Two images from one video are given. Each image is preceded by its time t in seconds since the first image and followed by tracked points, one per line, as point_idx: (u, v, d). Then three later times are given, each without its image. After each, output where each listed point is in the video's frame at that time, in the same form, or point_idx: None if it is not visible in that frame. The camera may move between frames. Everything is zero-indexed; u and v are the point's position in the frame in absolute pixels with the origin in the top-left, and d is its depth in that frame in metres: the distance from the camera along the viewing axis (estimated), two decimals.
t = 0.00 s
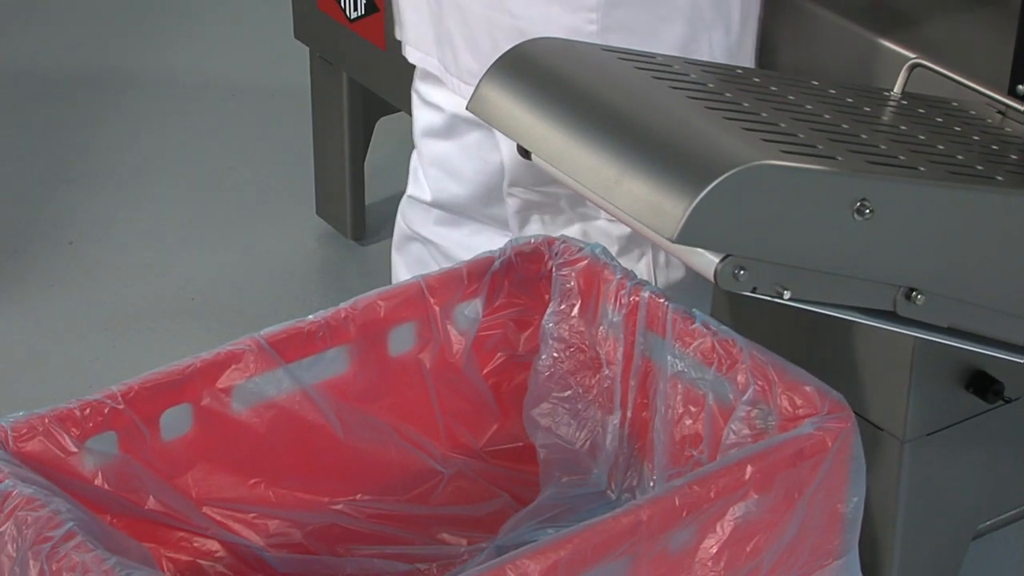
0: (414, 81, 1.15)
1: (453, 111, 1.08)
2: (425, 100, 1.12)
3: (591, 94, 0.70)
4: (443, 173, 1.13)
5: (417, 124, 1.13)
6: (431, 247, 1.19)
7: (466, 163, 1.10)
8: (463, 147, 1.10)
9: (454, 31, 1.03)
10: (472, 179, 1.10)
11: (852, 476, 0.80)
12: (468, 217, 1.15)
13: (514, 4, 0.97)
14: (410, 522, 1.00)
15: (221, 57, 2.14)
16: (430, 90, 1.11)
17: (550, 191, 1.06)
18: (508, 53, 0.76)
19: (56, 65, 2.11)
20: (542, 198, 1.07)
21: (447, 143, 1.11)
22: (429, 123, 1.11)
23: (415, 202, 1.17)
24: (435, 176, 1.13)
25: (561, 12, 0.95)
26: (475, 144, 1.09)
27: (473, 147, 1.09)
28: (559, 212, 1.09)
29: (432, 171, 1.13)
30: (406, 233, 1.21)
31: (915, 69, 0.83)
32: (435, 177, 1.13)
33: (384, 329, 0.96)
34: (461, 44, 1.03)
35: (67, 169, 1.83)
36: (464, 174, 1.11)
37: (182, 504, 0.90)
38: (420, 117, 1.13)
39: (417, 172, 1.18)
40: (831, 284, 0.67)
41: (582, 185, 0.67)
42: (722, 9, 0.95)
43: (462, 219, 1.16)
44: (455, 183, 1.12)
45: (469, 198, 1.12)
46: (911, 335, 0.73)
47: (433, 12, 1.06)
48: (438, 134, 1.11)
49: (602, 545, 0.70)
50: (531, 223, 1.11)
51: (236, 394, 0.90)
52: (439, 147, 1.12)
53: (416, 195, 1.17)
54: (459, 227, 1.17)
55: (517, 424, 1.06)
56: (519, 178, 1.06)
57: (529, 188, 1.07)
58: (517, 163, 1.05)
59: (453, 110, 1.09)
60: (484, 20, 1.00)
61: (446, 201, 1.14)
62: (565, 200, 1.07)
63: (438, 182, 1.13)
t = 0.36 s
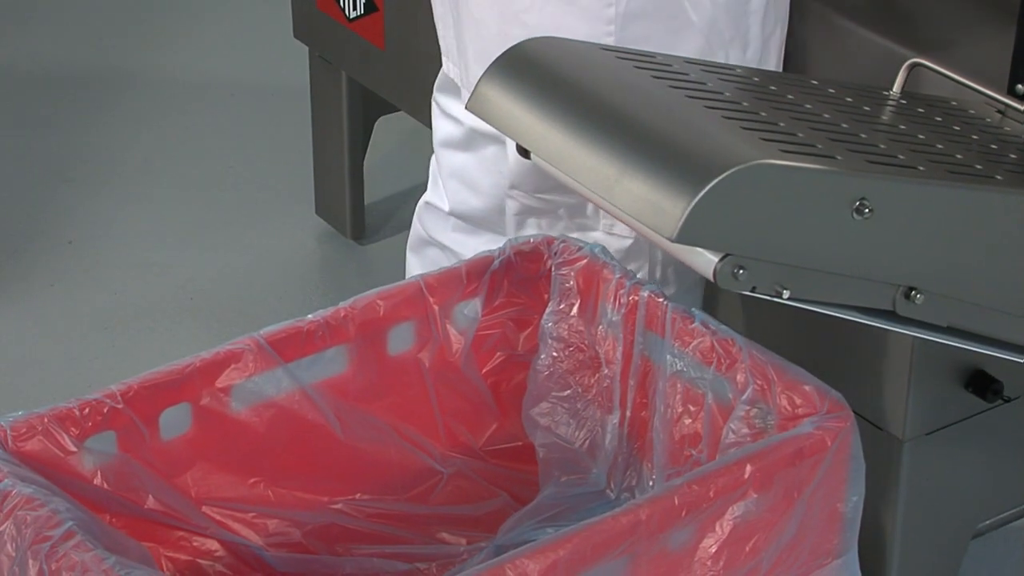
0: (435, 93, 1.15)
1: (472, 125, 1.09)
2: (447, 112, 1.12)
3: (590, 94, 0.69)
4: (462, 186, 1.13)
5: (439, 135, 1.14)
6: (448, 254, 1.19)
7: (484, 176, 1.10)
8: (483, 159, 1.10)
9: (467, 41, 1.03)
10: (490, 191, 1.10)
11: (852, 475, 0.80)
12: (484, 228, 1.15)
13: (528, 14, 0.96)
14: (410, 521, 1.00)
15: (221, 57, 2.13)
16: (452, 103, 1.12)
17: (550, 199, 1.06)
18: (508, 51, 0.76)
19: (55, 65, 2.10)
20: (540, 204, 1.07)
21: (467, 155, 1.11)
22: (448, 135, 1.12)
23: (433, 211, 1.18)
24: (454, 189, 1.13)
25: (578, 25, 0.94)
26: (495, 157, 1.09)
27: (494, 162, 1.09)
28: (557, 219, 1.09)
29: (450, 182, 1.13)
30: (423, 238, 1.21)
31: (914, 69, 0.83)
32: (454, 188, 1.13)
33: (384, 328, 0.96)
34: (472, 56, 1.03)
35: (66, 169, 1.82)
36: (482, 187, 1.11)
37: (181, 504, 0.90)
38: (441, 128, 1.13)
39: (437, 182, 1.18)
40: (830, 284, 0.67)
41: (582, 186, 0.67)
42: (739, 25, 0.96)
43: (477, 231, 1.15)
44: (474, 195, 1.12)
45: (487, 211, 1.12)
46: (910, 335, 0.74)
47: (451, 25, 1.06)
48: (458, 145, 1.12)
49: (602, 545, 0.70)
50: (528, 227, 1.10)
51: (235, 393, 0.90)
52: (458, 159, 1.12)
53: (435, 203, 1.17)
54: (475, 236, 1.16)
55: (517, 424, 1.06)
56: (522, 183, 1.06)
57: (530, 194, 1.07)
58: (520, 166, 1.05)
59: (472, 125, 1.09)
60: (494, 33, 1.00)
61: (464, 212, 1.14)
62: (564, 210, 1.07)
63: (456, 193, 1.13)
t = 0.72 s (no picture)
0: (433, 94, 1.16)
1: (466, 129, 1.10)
2: (443, 115, 1.13)
3: (590, 93, 0.69)
4: (461, 189, 1.14)
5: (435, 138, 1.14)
6: (449, 256, 1.20)
7: (484, 180, 1.12)
8: (483, 162, 1.11)
9: (465, 41, 1.03)
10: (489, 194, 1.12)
11: (852, 475, 0.80)
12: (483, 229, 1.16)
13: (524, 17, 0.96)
14: (410, 519, 1.00)
15: (220, 57, 2.13)
16: (447, 105, 1.12)
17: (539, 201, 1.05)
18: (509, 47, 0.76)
19: (55, 63, 2.10)
20: (528, 205, 1.06)
21: (465, 158, 1.12)
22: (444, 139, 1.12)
23: (432, 213, 1.18)
24: (453, 192, 1.14)
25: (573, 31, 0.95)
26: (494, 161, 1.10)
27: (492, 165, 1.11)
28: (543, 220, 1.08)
29: (450, 185, 1.14)
30: (424, 239, 1.22)
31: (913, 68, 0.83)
32: (452, 191, 1.14)
33: (384, 326, 0.96)
34: (469, 57, 1.03)
35: (65, 168, 1.82)
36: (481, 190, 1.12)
37: (181, 504, 0.90)
38: (438, 131, 1.14)
39: (436, 184, 1.19)
40: (830, 282, 0.67)
41: (582, 185, 0.67)
42: (732, 36, 0.98)
43: (477, 233, 1.16)
44: (474, 198, 1.13)
45: (486, 215, 1.13)
46: (909, 334, 0.74)
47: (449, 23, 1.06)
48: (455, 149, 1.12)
49: (601, 544, 0.70)
50: (514, 227, 1.09)
51: (235, 393, 0.90)
52: (455, 162, 1.13)
53: (433, 205, 1.18)
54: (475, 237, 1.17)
55: (517, 423, 1.06)
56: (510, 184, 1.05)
57: (518, 194, 1.05)
58: (508, 166, 1.03)
59: (468, 129, 1.10)
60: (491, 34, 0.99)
61: (463, 215, 1.15)
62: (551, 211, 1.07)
63: (454, 196, 1.14)
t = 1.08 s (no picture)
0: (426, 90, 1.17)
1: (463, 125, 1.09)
2: (437, 112, 1.14)
3: (590, 91, 0.69)
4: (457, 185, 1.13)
5: (432, 136, 1.14)
6: (445, 254, 1.19)
7: (479, 177, 1.10)
8: (478, 159, 1.10)
9: (457, 39, 1.04)
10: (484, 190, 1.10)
11: (851, 473, 0.81)
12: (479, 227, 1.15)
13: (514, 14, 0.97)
14: (406, 516, 1.01)
15: (221, 56, 2.13)
16: (444, 102, 1.12)
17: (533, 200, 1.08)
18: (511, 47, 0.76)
19: (55, 62, 2.10)
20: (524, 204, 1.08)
21: (461, 155, 1.11)
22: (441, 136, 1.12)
23: (428, 211, 1.18)
24: (449, 189, 1.13)
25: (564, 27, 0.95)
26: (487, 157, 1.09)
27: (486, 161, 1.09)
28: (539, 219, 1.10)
29: (446, 182, 1.13)
30: (419, 237, 1.22)
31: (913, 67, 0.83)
32: (449, 187, 1.13)
33: (384, 325, 0.96)
34: (462, 55, 1.04)
35: (65, 167, 1.82)
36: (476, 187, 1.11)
37: (182, 503, 0.90)
38: (435, 128, 1.13)
39: (429, 182, 1.20)
40: (830, 281, 0.67)
41: (583, 184, 0.67)
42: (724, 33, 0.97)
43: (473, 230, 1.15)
44: (469, 195, 1.12)
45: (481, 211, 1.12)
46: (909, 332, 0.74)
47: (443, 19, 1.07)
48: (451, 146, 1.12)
49: (601, 543, 0.70)
50: (509, 226, 1.12)
51: (234, 391, 0.90)
52: (452, 158, 1.12)
53: (432, 203, 1.18)
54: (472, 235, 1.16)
55: (516, 420, 1.06)
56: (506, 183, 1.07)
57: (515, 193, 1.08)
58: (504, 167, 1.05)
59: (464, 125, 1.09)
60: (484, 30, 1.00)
61: (459, 212, 1.14)
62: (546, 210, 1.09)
63: (451, 192, 1.13)
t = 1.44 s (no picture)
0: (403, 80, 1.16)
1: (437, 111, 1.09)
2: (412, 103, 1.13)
3: (590, 90, 0.69)
4: (433, 175, 1.13)
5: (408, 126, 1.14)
6: (425, 247, 1.19)
7: (452, 164, 1.10)
8: (451, 145, 1.10)
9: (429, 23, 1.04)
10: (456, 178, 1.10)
11: (851, 472, 0.81)
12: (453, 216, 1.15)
13: None
14: (405, 515, 1.01)
15: (220, 56, 2.13)
16: (417, 90, 1.12)
17: (509, 190, 1.06)
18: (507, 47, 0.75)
19: (54, 62, 2.10)
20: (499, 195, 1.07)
21: (436, 144, 1.12)
22: (417, 125, 1.12)
23: (408, 203, 1.18)
24: (426, 179, 1.13)
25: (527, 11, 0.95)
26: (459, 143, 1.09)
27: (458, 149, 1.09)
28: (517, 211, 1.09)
29: (423, 172, 1.13)
30: (400, 232, 1.22)
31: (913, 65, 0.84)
32: (425, 177, 1.13)
33: (384, 324, 0.96)
34: (436, 39, 1.04)
35: (65, 166, 1.82)
36: (450, 176, 1.10)
37: (182, 502, 0.90)
38: (407, 119, 1.14)
39: (409, 175, 1.19)
40: (831, 281, 0.67)
41: (582, 183, 0.67)
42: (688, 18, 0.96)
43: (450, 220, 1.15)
44: (445, 183, 1.12)
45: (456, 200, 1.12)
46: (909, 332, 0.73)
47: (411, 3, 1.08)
48: (427, 135, 1.12)
49: (601, 542, 0.70)
50: (489, 221, 1.10)
51: (235, 390, 0.90)
52: (428, 147, 1.12)
53: (409, 194, 1.18)
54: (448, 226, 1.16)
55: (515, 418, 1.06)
56: (480, 173, 1.06)
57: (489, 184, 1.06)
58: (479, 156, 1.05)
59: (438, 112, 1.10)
60: (449, 16, 1.02)
61: (436, 202, 1.14)
62: (523, 201, 1.07)
63: (428, 182, 1.13)
